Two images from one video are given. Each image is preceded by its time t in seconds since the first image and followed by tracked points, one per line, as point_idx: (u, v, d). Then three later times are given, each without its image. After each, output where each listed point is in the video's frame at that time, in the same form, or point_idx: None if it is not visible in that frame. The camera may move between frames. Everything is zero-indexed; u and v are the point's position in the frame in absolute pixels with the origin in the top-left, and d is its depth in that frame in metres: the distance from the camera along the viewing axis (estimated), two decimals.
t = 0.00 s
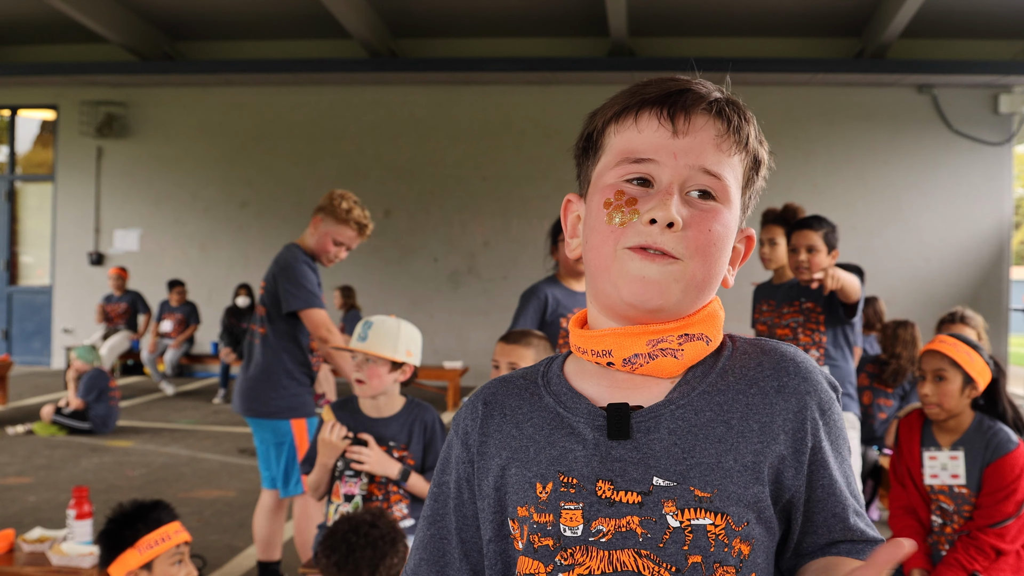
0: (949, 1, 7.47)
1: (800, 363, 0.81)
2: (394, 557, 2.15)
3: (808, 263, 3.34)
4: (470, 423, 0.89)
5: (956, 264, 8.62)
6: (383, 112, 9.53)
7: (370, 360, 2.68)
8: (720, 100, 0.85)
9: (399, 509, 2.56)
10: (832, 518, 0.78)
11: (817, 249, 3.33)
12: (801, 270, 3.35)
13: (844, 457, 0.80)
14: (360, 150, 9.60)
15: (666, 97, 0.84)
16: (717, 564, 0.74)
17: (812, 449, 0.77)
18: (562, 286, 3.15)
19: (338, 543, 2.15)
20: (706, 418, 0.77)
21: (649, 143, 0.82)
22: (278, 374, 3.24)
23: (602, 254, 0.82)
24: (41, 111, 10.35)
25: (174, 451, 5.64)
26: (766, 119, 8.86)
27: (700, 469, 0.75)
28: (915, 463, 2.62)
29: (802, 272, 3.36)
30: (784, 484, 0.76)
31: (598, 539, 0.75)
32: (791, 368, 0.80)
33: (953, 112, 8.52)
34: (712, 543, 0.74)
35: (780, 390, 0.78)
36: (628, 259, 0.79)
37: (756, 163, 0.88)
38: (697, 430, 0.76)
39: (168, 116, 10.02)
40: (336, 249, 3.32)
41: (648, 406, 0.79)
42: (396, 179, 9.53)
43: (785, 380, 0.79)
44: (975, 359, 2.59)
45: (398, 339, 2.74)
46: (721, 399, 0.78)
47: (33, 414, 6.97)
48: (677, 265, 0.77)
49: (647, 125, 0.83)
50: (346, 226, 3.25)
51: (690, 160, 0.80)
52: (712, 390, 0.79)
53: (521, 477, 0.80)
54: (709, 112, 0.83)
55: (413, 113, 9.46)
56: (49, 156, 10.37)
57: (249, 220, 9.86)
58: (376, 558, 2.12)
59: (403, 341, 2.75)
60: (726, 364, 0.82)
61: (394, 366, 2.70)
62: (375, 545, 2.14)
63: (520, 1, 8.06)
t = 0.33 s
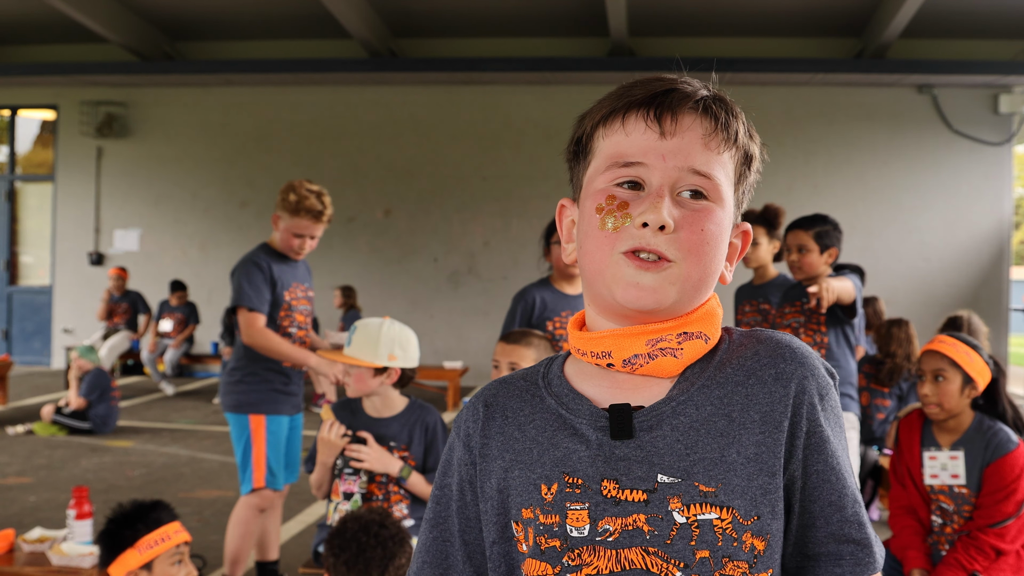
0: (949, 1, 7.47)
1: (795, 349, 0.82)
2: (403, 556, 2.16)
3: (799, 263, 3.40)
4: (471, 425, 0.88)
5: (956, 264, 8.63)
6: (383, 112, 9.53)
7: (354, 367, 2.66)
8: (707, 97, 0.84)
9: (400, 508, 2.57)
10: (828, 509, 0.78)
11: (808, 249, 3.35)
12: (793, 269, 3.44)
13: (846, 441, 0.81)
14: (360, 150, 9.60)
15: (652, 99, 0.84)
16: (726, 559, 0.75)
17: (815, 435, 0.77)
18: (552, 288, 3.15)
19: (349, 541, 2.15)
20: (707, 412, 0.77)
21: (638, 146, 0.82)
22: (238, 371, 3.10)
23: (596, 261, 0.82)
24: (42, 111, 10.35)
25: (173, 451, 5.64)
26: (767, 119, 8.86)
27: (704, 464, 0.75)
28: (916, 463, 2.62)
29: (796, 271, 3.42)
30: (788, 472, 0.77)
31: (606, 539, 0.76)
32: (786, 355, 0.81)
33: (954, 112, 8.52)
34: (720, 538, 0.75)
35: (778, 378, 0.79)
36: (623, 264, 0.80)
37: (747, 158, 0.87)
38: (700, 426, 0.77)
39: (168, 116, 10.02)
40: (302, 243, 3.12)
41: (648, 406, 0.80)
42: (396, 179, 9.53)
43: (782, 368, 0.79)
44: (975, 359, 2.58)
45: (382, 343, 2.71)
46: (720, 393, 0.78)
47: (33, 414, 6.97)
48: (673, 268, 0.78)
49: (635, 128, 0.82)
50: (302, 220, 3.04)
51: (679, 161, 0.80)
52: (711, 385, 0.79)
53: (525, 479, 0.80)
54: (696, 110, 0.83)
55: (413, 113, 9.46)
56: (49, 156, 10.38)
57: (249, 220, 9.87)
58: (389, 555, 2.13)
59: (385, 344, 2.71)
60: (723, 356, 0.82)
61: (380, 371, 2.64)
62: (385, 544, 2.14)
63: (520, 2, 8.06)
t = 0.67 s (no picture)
0: (950, 1, 7.48)
1: (796, 355, 0.82)
2: (403, 556, 2.17)
3: (803, 264, 3.40)
4: (474, 428, 0.89)
5: (957, 264, 8.63)
6: (383, 112, 9.54)
7: (342, 373, 2.70)
8: (690, 92, 0.85)
9: (400, 509, 2.56)
10: (846, 513, 0.78)
11: (811, 250, 3.35)
12: (799, 270, 3.45)
13: (857, 446, 0.81)
14: (360, 150, 9.60)
15: (633, 98, 0.85)
16: (727, 559, 0.75)
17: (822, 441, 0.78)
18: (542, 287, 3.16)
19: (349, 542, 2.14)
20: (708, 414, 0.78)
21: (621, 147, 0.83)
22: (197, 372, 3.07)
23: (586, 262, 0.83)
24: (41, 111, 10.35)
25: (173, 451, 5.64)
26: (767, 119, 8.86)
27: (706, 465, 0.75)
28: (916, 464, 2.61)
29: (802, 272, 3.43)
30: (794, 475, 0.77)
31: (608, 540, 0.76)
32: (787, 360, 0.81)
33: (954, 112, 8.52)
34: (722, 538, 0.75)
35: (779, 382, 0.79)
36: (610, 264, 0.80)
37: (738, 153, 0.88)
38: (703, 426, 0.77)
39: (167, 116, 10.02)
40: (250, 234, 3.07)
41: (649, 406, 0.80)
42: (396, 179, 9.54)
43: (783, 372, 0.80)
44: (974, 359, 2.64)
45: (367, 348, 2.74)
46: (723, 395, 0.79)
47: (33, 414, 6.97)
48: (659, 263, 0.78)
49: (618, 130, 0.84)
50: (248, 205, 3.04)
51: (663, 159, 0.81)
52: (714, 387, 0.79)
53: (528, 481, 0.81)
54: (678, 106, 0.84)
55: (413, 113, 9.47)
56: (49, 156, 10.38)
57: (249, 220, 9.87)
58: (389, 555, 2.14)
59: (370, 349, 2.74)
60: (723, 361, 0.82)
61: (369, 375, 2.66)
62: (386, 544, 2.15)
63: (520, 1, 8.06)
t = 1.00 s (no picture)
0: (950, 1, 7.47)
1: (804, 383, 0.82)
2: (369, 565, 2.16)
3: (800, 263, 3.40)
4: (476, 427, 0.89)
5: (957, 264, 8.63)
6: (383, 112, 9.54)
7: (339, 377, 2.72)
8: (660, 87, 0.88)
9: (399, 508, 2.55)
10: (826, 543, 0.80)
11: (809, 250, 3.34)
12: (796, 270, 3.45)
13: (844, 481, 0.83)
14: (360, 150, 9.60)
15: (604, 101, 0.88)
16: (723, 569, 0.76)
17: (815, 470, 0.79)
18: (544, 287, 3.16)
19: (322, 539, 2.21)
20: (711, 427, 0.78)
21: (596, 148, 0.85)
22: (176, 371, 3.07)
23: (576, 266, 0.86)
24: (41, 111, 10.36)
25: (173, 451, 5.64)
26: (767, 119, 8.86)
27: (705, 475, 0.76)
28: (916, 464, 2.64)
29: (798, 270, 3.43)
30: (789, 504, 0.78)
31: (604, 542, 0.77)
32: (794, 388, 0.81)
33: (953, 112, 8.52)
34: (717, 548, 0.75)
35: (784, 408, 0.79)
36: (599, 264, 0.83)
37: (716, 143, 0.89)
38: (702, 436, 0.77)
39: (168, 116, 10.02)
40: (211, 225, 3.02)
41: (651, 410, 0.81)
42: (396, 179, 9.54)
43: (790, 400, 0.80)
44: (975, 360, 2.58)
45: (357, 350, 2.72)
46: (724, 408, 0.79)
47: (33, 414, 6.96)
48: (647, 258, 0.80)
49: (592, 132, 0.87)
50: (208, 195, 3.03)
51: (638, 154, 0.83)
52: (717, 399, 0.80)
53: (529, 480, 0.81)
54: (647, 101, 0.86)
55: (413, 113, 9.47)
56: (49, 156, 10.38)
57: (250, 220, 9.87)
58: (354, 557, 2.15)
59: (360, 351, 2.71)
60: (731, 377, 0.82)
61: (362, 377, 2.66)
62: (351, 548, 2.16)
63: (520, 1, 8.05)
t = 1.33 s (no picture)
0: (949, 1, 7.47)
1: (804, 378, 0.81)
2: (357, 566, 2.15)
3: (801, 261, 3.40)
4: (483, 424, 0.89)
5: (957, 264, 8.62)
6: (383, 112, 9.53)
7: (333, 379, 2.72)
8: (625, 92, 0.88)
9: (399, 508, 2.54)
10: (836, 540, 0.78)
11: (811, 248, 3.35)
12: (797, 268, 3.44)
13: (848, 480, 0.79)
14: (360, 149, 9.60)
15: (573, 117, 0.89)
16: (731, 568, 0.76)
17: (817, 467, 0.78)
18: (538, 289, 3.17)
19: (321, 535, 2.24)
20: (715, 425, 0.78)
21: (573, 162, 0.87)
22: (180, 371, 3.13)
23: (571, 279, 0.87)
24: (42, 111, 10.37)
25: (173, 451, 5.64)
26: (766, 119, 8.86)
27: (710, 474, 0.76)
28: (916, 464, 2.63)
29: (798, 269, 3.42)
30: (799, 501, 0.77)
31: (613, 541, 0.77)
32: (793, 383, 0.80)
33: (953, 112, 8.51)
34: (726, 547, 0.75)
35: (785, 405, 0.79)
36: (593, 274, 0.84)
37: (691, 134, 0.88)
38: (706, 435, 0.78)
39: (168, 116, 10.02)
40: (197, 223, 3.04)
41: (659, 410, 0.81)
42: (396, 179, 9.54)
43: (790, 397, 0.79)
44: (976, 360, 2.59)
45: (350, 353, 2.73)
46: (728, 407, 0.79)
47: (33, 415, 6.97)
48: (636, 262, 0.81)
49: (567, 148, 0.88)
50: (192, 193, 3.05)
51: (615, 161, 0.84)
52: (720, 399, 0.80)
53: (537, 478, 0.81)
54: (614, 108, 0.86)
55: (414, 113, 9.46)
56: (49, 156, 10.40)
57: (250, 219, 9.87)
58: (344, 557, 2.15)
59: (353, 353, 2.72)
60: (735, 377, 0.82)
61: (355, 379, 2.68)
62: (341, 547, 2.17)
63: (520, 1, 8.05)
